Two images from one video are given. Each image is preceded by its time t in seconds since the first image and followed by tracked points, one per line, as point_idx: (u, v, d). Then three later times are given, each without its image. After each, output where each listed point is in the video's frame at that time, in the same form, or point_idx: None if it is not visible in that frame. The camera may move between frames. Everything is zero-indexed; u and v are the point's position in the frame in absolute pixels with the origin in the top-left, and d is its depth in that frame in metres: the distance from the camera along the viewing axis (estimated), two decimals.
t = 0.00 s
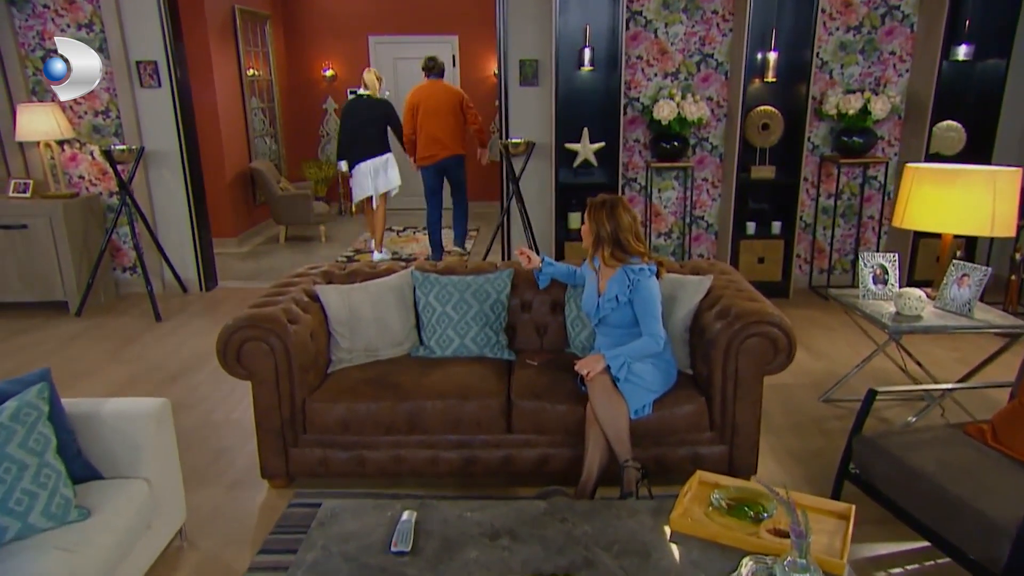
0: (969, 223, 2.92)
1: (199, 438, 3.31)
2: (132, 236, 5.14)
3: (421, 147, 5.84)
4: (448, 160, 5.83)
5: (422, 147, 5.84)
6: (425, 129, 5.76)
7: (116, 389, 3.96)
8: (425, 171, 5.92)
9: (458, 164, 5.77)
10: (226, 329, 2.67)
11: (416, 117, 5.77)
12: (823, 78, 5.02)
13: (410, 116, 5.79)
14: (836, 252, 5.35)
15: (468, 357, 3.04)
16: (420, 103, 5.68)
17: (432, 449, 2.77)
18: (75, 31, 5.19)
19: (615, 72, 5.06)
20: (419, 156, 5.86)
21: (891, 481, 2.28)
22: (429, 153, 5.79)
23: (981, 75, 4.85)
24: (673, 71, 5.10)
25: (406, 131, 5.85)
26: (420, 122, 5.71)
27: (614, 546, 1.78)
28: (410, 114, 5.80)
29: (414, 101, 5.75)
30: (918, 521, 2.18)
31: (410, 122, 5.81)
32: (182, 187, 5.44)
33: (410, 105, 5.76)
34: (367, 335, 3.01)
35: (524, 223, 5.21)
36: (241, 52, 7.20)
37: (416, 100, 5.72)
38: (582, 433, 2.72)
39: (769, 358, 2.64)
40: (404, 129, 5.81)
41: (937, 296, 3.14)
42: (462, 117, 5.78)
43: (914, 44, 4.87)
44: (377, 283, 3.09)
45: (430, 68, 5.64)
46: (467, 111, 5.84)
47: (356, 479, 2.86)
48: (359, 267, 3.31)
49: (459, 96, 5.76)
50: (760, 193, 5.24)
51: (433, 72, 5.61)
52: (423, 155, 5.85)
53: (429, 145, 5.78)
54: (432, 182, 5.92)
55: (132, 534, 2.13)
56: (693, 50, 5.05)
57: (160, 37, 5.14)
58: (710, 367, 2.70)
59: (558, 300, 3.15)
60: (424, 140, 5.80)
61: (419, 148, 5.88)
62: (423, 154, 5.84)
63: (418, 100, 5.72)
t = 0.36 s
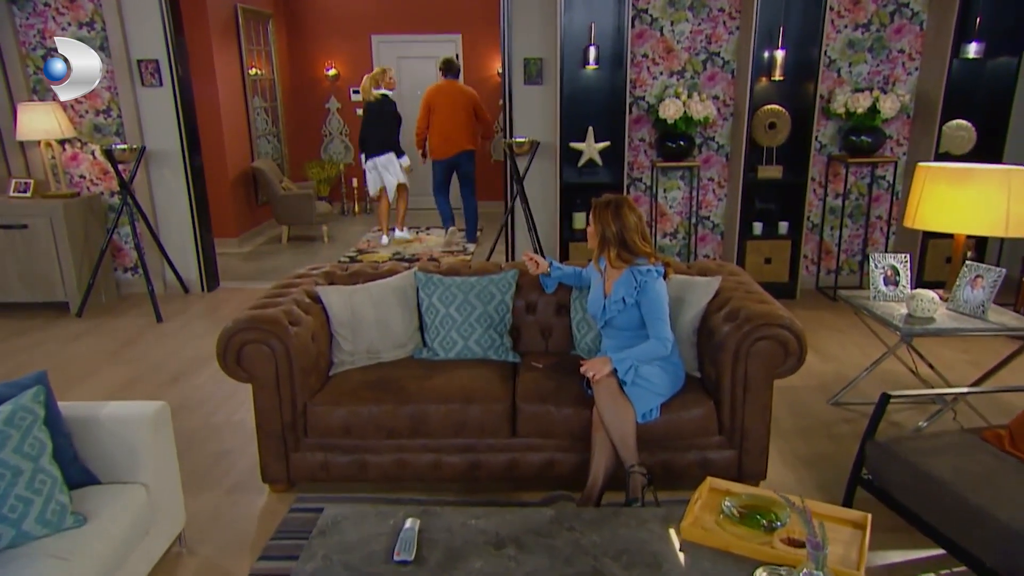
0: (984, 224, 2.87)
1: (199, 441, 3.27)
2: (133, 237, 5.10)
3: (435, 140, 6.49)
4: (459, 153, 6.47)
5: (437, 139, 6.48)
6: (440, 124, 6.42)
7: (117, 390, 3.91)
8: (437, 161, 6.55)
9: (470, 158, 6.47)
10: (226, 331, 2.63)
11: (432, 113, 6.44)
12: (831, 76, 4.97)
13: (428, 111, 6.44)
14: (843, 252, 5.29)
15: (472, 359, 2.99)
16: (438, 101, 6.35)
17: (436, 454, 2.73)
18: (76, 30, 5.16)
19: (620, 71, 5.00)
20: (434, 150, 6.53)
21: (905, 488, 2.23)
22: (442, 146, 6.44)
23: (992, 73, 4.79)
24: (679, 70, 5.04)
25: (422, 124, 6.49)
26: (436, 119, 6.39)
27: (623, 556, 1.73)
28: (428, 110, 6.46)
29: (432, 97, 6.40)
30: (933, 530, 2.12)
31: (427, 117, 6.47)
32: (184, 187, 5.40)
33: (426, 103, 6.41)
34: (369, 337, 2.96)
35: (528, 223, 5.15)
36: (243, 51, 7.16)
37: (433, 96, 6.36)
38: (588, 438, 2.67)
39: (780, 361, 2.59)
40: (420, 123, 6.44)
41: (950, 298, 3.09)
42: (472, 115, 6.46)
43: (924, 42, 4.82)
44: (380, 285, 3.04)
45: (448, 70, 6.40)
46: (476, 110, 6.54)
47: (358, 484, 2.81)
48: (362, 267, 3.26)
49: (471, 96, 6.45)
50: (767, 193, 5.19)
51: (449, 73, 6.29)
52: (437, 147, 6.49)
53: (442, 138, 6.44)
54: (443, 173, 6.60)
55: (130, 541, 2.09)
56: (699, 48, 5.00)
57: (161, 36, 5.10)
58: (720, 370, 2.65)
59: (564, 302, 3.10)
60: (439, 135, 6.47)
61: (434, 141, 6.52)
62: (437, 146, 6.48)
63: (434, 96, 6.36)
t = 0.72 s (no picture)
0: (996, 225, 2.82)
1: (199, 445, 3.23)
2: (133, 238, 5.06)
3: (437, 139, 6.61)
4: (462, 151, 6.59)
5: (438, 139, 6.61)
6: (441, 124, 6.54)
7: (116, 393, 3.87)
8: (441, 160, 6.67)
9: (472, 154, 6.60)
10: (227, 334, 2.59)
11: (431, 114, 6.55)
12: (837, 76, 4.92)
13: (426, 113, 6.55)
14: (849, 253, 5.25)
15: (476, 362, 2.94)
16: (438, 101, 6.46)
17: (440, 458, 2.68)
18: (76, 29, 5.12)
19: (624, 70, 4.96)
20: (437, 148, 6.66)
21: (919, 494, 2.18)
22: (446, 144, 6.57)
23: (1000, 73, 4.76)
24: (683, 69, 5.00)
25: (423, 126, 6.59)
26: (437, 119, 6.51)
27: (633, 567, 1.68)
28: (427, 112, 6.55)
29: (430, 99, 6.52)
30: (947, 536, 2.09)
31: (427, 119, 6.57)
32: (184, 187, 5.36)
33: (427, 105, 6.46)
34: (372, 340, 2.92)
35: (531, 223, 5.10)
36: (244, 51, 7.12)
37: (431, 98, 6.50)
38: (594, 442, 2.63)
39: (789, 365, 2.55)
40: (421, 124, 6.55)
41: (962, 300, 3.04)
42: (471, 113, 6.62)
43: (931, 42, 4.77)
44: (382, 287, 3.00)
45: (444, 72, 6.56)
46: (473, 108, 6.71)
47: (361, 489, 2.77)
48: (364, 269, 3.21)
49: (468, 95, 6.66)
50: (772, 193, 5.14)
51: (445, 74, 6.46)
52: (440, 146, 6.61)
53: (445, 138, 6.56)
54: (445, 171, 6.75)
55: (129, 549, 2.04)
56: (704, 47, 4.95)
57: (161, 35, 5.06)
58: (728, 374, 2.60)
59: (569, 304, 3.06)
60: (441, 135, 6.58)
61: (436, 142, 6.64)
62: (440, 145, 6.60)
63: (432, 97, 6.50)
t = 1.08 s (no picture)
0: (1005, 227, 2.79)
1: (199, 449, 3.19)
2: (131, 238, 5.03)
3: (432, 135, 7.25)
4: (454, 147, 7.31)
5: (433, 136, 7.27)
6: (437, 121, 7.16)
7: (114, 396, 3.83)
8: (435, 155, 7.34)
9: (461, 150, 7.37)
10: (227, 335, 2.55)
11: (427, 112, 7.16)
12: (840, 75, 4.89)
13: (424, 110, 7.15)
14: (852, 253, 5.22)
15: (479, 365, 2.91)
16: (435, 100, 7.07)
17: (443, 462, 2.65)
18: (73, 29, 5.08)
19: (626, 69, 4.93)
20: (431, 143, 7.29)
21: (930, 499, 2.15)
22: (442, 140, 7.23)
23: (1003, 72, 4.73)
24: (686, 68, 4.97)
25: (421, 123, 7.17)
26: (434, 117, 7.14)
27: None
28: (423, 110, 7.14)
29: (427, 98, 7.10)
30: (957, 541, 2.06)
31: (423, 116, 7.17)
32: (183, 188, 5.32)
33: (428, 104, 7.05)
34: (374, 342, 2.88)
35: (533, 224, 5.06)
36: (242, 50, 7.08)
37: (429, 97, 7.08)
38: (599, 446, 2.59)
39: (797, 367, 2.52)
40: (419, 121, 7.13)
41: (969, 301, 3.01)
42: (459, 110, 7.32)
43: (934, 41, 4.75)
44: (384, 288, 2.96)
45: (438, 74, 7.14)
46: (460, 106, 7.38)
47: (364, 493, 2.73)
48: (366, 271, 3.18)
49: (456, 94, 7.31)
50: (775, 194, 5.11)
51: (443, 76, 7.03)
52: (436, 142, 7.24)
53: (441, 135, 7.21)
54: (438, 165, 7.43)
55: (129, 557, 2.01)
56: (706, 46, 4.92)
57: (159, 35, 5.02)
58: (736, 377, 2.57)
59: (573, 305, 3.03)
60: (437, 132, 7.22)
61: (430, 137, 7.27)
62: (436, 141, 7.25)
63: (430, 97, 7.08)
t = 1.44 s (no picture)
0: (1009, 226, 2.79)
1: (200, 451, 3.17)
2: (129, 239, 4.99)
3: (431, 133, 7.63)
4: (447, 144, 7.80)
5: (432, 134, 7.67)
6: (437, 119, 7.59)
7: (113, 398, 3.79)
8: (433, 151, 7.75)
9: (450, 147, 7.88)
10: (230, 337, 2.53)
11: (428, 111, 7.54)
12: (840, 75, 4.89)
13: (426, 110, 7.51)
14: (853, 253, 5.22)
15: (482, 365, 2.90)
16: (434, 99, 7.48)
17: (447, 464, 2.64)
18: (70, 28, 5.05)
19: (626, 69, 4.92)
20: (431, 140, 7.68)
21: (937, 500, 2.15)
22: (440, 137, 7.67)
23: (1004, 71, 4.73)
24: (686, 68, 4.96)
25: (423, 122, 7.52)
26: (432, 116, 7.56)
27: None
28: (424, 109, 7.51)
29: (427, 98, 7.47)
30: (965, 542, 2.05)
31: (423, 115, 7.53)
32: (181, 188, 5.29)
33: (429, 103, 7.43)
34: (377, 343, 2.86)
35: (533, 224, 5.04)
36: (240, 49, 7.05)
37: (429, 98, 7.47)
38: (604, 447, 2.58)
39: (804, 367, 2.51)
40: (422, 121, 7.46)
41: (974, 301, 3.01)
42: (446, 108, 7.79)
43: (935, 40, 4.75)
44: (387, 289, 2.94)
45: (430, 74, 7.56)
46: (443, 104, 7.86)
47: (367, 495, 2.71)
48: (368, 271, 3.16)
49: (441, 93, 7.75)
50: (776, 193, 5.11)
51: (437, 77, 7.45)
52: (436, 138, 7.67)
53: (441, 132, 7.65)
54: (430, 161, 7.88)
55: (132, 561, 1.99)
56: (706, 46, 4.91)
57: (157, 35, 4.99)
58: (741, 378, 2.56)
59: (577, 305, 3.02)
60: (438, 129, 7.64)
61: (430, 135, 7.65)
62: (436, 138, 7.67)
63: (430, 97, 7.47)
